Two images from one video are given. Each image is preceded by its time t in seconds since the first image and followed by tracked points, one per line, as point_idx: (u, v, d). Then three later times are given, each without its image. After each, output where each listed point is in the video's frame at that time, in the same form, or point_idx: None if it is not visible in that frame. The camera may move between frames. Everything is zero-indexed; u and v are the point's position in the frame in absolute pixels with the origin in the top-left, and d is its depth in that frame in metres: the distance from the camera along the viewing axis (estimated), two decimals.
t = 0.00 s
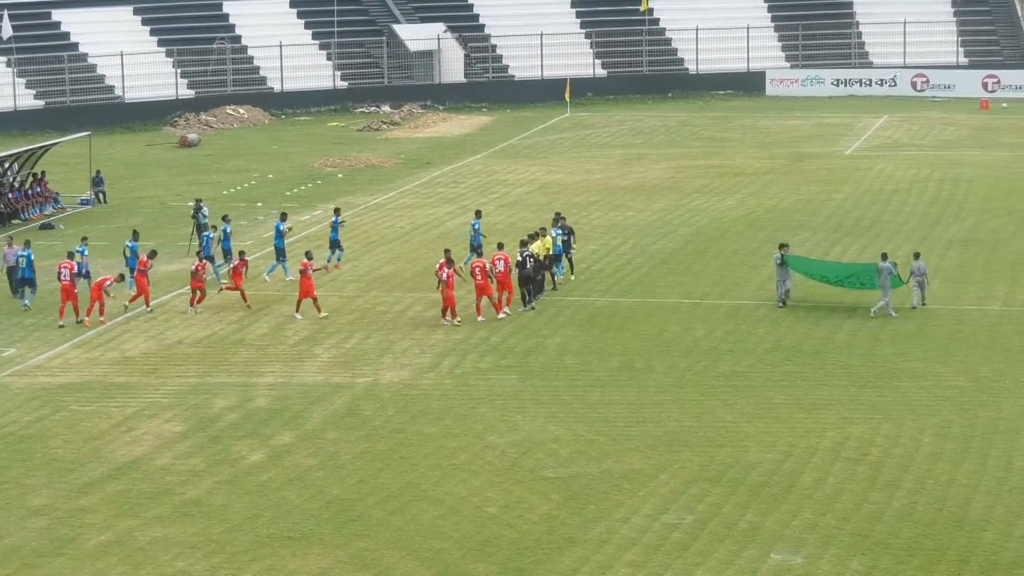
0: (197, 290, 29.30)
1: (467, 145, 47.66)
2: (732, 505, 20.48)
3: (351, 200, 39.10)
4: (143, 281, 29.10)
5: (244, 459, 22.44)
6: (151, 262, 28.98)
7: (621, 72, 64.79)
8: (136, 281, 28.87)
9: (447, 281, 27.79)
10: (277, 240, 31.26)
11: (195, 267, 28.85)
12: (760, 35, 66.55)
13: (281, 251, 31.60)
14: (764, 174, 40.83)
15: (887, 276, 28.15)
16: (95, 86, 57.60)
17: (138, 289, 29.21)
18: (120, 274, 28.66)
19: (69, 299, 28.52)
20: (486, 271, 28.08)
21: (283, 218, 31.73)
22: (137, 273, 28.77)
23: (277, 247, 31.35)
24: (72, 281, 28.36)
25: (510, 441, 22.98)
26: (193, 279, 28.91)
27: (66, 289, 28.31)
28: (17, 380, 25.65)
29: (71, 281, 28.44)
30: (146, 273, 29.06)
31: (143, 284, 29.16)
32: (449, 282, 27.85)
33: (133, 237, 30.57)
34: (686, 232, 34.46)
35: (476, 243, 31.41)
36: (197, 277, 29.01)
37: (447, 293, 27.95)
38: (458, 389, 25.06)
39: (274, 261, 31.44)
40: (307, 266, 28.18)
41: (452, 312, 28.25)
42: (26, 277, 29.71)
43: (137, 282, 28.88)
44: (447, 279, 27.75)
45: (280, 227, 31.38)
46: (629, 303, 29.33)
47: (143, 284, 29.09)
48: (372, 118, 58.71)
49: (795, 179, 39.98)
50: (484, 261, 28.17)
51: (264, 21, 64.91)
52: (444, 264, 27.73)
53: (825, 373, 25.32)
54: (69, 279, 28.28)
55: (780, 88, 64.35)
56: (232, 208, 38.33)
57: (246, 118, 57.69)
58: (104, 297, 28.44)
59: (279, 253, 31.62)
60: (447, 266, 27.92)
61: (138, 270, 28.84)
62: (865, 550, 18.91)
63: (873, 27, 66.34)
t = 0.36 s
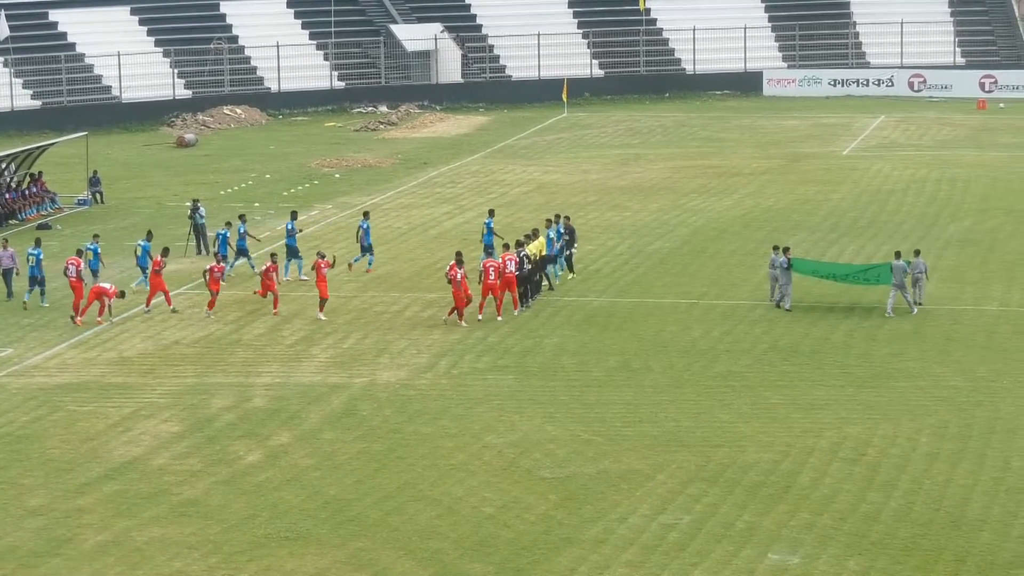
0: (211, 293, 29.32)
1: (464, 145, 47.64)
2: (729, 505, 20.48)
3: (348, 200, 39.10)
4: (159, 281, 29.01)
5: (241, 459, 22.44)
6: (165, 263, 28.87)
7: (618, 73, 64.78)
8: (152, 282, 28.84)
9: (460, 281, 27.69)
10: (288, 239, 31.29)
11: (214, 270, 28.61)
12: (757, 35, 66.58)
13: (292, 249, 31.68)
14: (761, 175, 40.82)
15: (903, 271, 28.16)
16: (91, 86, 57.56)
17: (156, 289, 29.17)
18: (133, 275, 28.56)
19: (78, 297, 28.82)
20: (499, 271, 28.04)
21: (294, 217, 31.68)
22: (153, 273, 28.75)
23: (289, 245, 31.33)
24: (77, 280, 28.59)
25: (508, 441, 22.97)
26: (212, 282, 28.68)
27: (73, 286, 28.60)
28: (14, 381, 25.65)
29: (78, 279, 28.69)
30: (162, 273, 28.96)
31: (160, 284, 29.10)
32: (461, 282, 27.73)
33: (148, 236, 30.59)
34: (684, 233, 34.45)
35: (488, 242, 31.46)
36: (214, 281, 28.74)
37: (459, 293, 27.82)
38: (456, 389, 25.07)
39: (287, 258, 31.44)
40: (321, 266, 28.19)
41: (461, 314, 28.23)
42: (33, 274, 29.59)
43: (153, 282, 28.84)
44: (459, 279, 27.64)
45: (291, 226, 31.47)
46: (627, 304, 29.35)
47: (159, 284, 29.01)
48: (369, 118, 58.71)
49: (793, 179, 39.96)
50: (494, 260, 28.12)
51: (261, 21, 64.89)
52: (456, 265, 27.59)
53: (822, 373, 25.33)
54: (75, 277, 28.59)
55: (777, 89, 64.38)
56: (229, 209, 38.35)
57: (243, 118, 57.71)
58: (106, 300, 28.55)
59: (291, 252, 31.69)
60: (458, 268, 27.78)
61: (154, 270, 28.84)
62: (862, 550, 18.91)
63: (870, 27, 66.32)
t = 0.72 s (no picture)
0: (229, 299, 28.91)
1: (461, 146, 47.64)
2: (726, 505, 20.49)
3: (346, 200, 39.10)
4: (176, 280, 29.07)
5: (238, 460, 22.44)
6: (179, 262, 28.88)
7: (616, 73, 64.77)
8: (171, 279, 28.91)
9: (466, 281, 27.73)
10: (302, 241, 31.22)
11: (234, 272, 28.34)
12: (754, 35, 66.62)
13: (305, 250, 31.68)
14: (758, 175, 40.82)
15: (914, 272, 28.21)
16: (88, 86, 57.51)
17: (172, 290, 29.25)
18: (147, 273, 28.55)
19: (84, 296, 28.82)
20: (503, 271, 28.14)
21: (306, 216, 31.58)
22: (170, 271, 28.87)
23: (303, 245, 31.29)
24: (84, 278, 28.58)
25: (505, 441, 22.96)
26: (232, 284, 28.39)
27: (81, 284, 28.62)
28: (11, 381, 25.64)
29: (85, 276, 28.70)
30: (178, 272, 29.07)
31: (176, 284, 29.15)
32: (467, 282, 27.77)
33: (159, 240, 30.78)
34: (681, 233, 34.45)
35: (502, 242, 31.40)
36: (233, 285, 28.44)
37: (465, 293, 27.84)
38: (453, 390, 25.07)
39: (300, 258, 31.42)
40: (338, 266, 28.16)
41: (461, 313, 28.28)
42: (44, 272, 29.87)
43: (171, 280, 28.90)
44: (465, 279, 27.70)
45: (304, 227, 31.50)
46: (624, 304, 29.36)
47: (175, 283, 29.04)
48: (366, 118, 58.72)
49: (790, 180, 39.96)
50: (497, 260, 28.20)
51: (258, 21, 64.89)
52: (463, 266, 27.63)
53: (819, 374, 25.33)
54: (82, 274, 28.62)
55: (774, 89, 64.35)
56: (227, 209, 38.34)
57: (240, 118, 57.73)
58: (110, 300, 28.61)
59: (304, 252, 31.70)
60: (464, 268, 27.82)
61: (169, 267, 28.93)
62: (859, 550, 18.91)
63: (867, 28, 66.34)
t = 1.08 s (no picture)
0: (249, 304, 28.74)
1: (456, 147, 47.63)
2: (720, 507, 20.48)
3: (340, 201, 39.09)
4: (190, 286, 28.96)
5: (232, 461, 22.42)
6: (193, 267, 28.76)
7: (610, 74, 64.79)
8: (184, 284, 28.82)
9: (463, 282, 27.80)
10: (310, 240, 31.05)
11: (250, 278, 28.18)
12: (748, 37, 66.70)
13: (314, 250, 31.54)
14: (753, 176, 40.82)
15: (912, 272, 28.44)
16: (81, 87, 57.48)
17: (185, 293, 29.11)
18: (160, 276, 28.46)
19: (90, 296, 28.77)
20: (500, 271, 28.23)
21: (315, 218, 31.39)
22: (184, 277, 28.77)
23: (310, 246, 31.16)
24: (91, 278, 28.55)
25: (499, 443, 22.95)
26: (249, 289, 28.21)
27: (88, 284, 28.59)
28: (4, 383, 25.61)
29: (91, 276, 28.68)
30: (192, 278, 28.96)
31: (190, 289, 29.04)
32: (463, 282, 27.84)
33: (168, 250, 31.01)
34: (675, 234, 34.45)
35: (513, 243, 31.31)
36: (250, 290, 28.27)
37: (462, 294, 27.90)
38: (447, 391, 25.06)
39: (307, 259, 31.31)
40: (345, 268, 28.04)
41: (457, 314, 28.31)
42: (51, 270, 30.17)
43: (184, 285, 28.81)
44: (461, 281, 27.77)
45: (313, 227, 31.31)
46: (619, 305, 29.35)
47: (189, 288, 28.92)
48: (361, 120, 58.73)
49: (785, 181, 39.97)
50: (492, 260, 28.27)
51: (252, 22, 64.87)
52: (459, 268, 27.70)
53: (814, 375, 25.33)
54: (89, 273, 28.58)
55: (768, 90, 64.38)
56: (221, 210, 38.32)
57: (234, 120, 57.71)
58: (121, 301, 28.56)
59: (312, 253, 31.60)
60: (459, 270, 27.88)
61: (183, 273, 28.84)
62: (853, 552, 18.90)
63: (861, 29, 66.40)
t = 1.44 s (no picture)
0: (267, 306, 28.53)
1: (451, 147, 47.63)
2: (715, 507, 20.48)
3: (335, 202, 39.09)
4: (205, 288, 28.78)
5: (226, 462, 22.41)
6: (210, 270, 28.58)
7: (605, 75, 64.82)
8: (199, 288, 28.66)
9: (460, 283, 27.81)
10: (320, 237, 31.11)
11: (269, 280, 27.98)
12: (743, 37, 66.72)
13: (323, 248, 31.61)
14: (748, 176, 40.81)
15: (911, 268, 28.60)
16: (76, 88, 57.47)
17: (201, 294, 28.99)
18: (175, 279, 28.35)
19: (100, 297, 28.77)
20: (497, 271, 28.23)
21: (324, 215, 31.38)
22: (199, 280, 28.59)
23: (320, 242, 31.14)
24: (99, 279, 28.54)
25: (494, 443, 22.95)
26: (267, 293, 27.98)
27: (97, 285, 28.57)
28: None
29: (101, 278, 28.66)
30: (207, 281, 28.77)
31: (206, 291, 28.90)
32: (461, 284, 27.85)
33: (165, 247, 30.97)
34: (670, 235, 34.44)
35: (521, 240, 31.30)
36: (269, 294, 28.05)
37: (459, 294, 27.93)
38: (442, 392, 25.05)
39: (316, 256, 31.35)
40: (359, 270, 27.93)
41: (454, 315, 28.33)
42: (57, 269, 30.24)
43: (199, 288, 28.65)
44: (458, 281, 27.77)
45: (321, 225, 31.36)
46: (614, 306, 29.35)
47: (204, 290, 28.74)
48: (355, 121, 58.70)
49: (780, 181, 39.97)
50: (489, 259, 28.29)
51: (247, 23, 64.83)
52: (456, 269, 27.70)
53: (809, 375, 25.33)
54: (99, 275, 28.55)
55: (763, 90, 64.40)
56: (216, 211, 38.30)
57: (229, 120, 57.70)
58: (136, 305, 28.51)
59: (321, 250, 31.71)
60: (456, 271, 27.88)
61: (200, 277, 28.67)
62: (848, 552, 18.91)
63: (856, 30, 66.39)
